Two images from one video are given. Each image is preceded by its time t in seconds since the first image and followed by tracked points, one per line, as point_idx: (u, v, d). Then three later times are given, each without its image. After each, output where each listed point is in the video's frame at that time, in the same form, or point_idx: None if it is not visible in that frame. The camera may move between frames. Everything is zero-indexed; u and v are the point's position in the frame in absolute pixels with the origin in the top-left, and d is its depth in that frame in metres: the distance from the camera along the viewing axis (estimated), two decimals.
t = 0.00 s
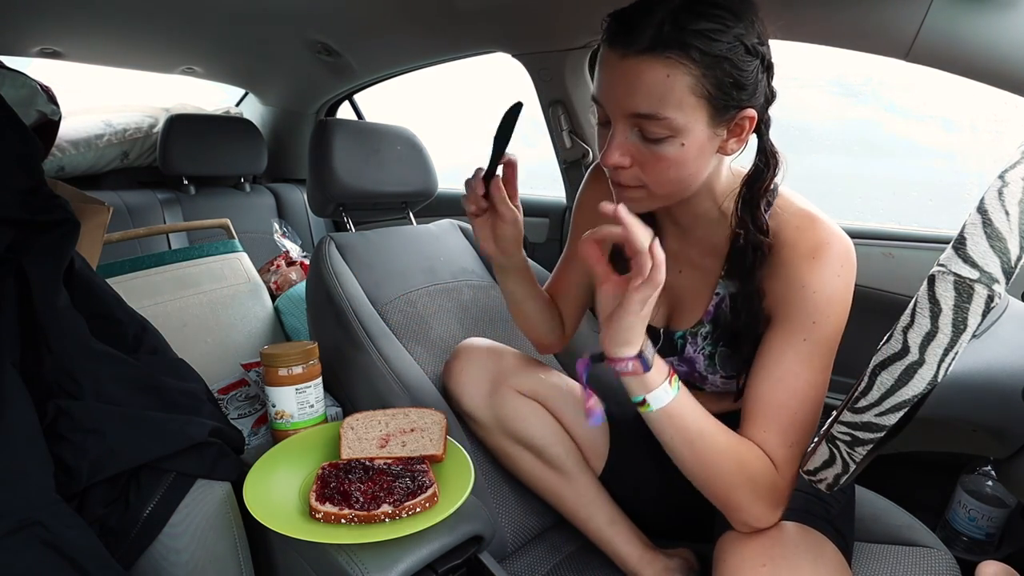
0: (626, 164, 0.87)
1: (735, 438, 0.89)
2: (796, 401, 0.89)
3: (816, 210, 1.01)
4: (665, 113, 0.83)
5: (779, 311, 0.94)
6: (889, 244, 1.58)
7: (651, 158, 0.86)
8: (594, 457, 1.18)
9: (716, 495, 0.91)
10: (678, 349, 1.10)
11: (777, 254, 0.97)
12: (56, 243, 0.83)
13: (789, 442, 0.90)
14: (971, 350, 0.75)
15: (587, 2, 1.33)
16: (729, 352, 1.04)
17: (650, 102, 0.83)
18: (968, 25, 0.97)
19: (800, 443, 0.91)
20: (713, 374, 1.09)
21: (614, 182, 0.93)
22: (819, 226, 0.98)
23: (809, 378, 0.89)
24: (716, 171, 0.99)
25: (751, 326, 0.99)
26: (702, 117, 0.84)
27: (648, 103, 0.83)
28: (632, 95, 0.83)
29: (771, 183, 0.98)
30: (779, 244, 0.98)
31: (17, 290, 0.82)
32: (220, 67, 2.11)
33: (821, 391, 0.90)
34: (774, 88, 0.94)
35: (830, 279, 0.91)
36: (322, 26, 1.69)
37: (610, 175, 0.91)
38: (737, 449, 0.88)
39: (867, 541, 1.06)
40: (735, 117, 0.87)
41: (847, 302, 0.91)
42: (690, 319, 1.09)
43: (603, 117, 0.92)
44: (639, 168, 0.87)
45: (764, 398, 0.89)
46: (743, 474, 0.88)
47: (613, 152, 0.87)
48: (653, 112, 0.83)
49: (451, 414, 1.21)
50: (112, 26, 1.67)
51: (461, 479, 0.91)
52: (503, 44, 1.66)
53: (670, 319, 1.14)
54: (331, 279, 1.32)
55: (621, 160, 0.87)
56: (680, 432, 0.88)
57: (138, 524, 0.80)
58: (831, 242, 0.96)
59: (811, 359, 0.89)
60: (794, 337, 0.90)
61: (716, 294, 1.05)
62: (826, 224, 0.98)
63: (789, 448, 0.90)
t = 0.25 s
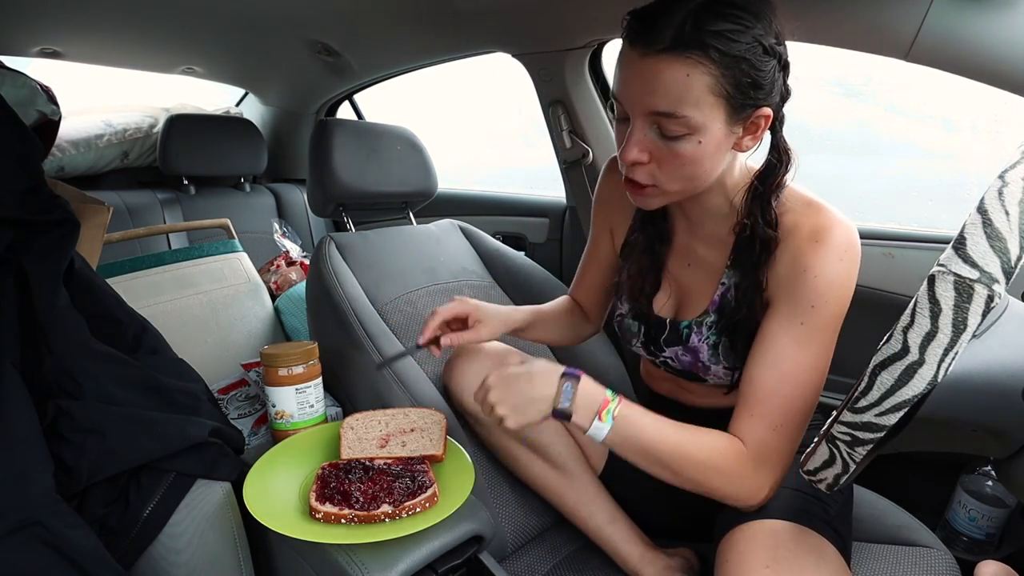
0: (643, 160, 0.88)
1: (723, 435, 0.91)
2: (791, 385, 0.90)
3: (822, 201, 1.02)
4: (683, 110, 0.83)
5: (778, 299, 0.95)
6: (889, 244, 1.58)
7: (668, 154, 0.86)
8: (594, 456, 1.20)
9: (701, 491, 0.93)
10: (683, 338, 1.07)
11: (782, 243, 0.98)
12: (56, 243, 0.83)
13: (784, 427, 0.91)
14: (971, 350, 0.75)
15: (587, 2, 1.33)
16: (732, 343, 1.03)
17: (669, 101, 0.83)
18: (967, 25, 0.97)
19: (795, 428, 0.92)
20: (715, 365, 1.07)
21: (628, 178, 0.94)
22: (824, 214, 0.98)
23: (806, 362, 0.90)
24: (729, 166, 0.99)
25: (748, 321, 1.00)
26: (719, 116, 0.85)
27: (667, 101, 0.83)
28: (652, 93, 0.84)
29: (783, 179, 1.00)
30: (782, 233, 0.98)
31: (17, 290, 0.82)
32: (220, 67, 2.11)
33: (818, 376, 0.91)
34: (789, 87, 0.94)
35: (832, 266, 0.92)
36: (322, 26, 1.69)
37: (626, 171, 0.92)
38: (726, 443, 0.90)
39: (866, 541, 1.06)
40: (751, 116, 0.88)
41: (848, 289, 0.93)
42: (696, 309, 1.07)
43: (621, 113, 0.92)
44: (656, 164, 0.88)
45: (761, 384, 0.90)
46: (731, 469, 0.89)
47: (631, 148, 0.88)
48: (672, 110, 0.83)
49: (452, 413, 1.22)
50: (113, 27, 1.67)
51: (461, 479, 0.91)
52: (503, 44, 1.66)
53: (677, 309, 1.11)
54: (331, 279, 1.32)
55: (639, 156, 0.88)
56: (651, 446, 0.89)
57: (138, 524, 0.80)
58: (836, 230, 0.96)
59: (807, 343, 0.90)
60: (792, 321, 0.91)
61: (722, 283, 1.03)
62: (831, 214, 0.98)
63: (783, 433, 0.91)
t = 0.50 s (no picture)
0: (659, 156, 0.88)
1: (722, 432, 0.97)
2: (791, 375, 0.94)
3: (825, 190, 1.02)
4: (703, 108, 0.84)
5: (778, 294, 0.97)
6: (889, 244, 1.58)
7: (685, 151, 0.87)
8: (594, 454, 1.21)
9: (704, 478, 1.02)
10: (685, 331, 1.07)
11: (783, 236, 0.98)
12: (56, 243, 0.83)
13: (782, 415, 0.96)
14: (971, 350, 0.75)
15: (587, 2, 1.33)
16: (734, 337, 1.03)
17: (689, 98, 0.84)
18: (967, 25, 0.97)
19: (793, 416, 0.96)
20: (715, 359, 1.06)
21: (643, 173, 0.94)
22: (824, 203, 0.98)
23: (806, 353, 0.93)
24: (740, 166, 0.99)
25: (749, 316, 1.00)
26: (738, 116, 0.85)
27: (688, 98, 0.84)
28: (673, 89, 0.84)
29: (793, 181, 1.01)
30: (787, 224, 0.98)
31: (17, 290, 0.82)
32: (221, 67, 2.11)
33: (818, 365, 0.94)
34: (805, 91, 0.94)
35: (833, 259, 0.93)
36: (323, 26, 1.69)
37: (641, 166, 0.92)
38: (726, 439, 0.96)
39: (866, 541, 1.06)
40: (767, 117, 0.88)
41: (850, 280, 0.94)
42: (701, 303, 1.07)
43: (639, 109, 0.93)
44: (672, 161, 0.88)
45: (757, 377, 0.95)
46: (731, 462, 0.96)
47: (648, 143, 0.88)
48: (692, 106, 0.84)
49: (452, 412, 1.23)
50: (113, 27, 1.67)
51: (460, 479, 0.91)
52: (503, 44, 1.67)
53: (682, 304, 1.11)
54: (331, 279, 1.32)
55: (655, 151, 0.88)
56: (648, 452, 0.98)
57: (138, 524, 0.80)
58: (838, 219, 0.96)
59: (807, 334, 0.93)
60: (794, 314, 0.94)
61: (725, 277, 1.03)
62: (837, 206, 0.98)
63: (781, 422, 0.96)
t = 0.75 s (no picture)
0: (672, 158, 0.88)
1: (721, 433, 0.98)
2: (791, 377, 0.95)
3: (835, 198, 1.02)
4: (718, 112, 0.83)
5: (783, 298, 0.98)
6: (889, 244, 1.58)
7: (698, 154, 0.87)
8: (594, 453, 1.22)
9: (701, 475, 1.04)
10: (691, 331, 1.07)
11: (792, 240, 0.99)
12: (56, 243, 0.83)
13: (780, 416, 0.98)
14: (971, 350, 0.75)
15: (587, 2, 1.33)
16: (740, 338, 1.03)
17: (706, 101, 0.83)
18: (967, 25, 0.97)
19: (792, 417, 0.99)
20: (720, 358, 1.07)
21: (654, 174, 0.94)
22: (835, 211, 0.98)
23: (808, 356, 0.95)
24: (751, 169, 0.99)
25: (753, 320, 1.00)
26: (754, 121, 0.85)
27: (705, 101, 0.83)
28: (689, 92, 0.84)
29: (805, 188, 1.01)
30: (797, 229, 0.98)
31: (17, 290, 0.82)
32: (220, 67, 2.11)
33: (819, 369, 0.96)
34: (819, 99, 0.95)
35: (839, 265, 0.94)
36: (323, 26, 1.69)
37: (653, 167, 0.92)
38: (725, 439, 0.98)
39: (866, 541, 1.06)
40: (781, 123, 0.88)
41: (855, 286, 0.94)
42: (707, 302, 1.08)
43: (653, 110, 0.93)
44: (685, 163, 0.88)
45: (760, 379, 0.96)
46: (730, 462, 0.99)
47: (662, 145, 0.88)
48: (707, 110, 0.84)
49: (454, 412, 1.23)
50: (112, 27, 1.67)
51: (461, 479, 0.91)
52: (502, 44, 1.67)
53: (689, 304, 1.11)
54: (331, 279, 1.32)
55: (669, 153, 0.88)
56: (649, 454, 1.00)
57: (138, 524, 0.80)
58: (848, 227, 0.96)
59: (809, 338, 0.94)
60: (798, 319, 0.95)
61: (732, 279, 1.04)
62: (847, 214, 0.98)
63: (780, 422, 0.98)
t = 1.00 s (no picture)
0: (679, 166, 0.88)
1: (723, 439, 0.99)
2: (794, 383, 0.97)
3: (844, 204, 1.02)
4: (727, 122, 0.83)
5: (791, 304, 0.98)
6: (889, 244, 1.58)
7: (705, 164, 0.87)
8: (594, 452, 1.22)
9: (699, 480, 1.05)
10: (697, 333, 1.07)
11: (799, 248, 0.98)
12: (55, 243, 0.83)
13: (782, 421, 0.99)
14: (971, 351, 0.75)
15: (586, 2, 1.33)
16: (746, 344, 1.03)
17: (715, 112, 0.83)
18: (967, 25, 0.97)
19: (793, 421, 1.00)
20: (725, 360, 1.06)
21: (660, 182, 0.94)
22: (847, 220, 0.98)
23: (810, 362, 0.96)
24: (759, 175, 0.99)
25: (760, 328, 1.00)
26: (762, 132, 0.85)
27: (713, 112, 0.83)
28: (698, 102, 0.84)
29: (814, 196, 1.00)
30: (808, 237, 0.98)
31: (17, 290, 0.82)
32: (220, 67, 2.11)
33: (821, 374, 0.97)
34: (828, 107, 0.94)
35: (847, 274, 0.94)
36: (323, 26, 1.69)
37: (659, 175, 0.92)
38: (727, 446, 0.99)
39: (866, 541, 1.06)
40: (789, 134, 0.88)
41: (862, 295, 0.95)
42: (714, 305, 1.08)
43: (661, 117, 0.92)
44: (692, 172, 0.88)
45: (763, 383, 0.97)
46: (730, 467, 1.00)
47: (669, 153, 0.88)
48: (716, 120, 0.84)
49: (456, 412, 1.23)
50: (112, 27, 1.67)
51: (461, 479, 0.91)
52: (502, 44, 1.67)
53: (695, 307, 1.11)
54: (331, 279, 1.32)
55: (676, 162, 0.88)
56: (650, 464, 1.00)
57: (138, 524, 0.80)
58: (857, 235, 0.97)
59: (814, 346, 0.95)
60: (804, 326, 0.96)
61: (740, 281, 1.03)
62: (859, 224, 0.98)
63: (780, 426, 0.99)
